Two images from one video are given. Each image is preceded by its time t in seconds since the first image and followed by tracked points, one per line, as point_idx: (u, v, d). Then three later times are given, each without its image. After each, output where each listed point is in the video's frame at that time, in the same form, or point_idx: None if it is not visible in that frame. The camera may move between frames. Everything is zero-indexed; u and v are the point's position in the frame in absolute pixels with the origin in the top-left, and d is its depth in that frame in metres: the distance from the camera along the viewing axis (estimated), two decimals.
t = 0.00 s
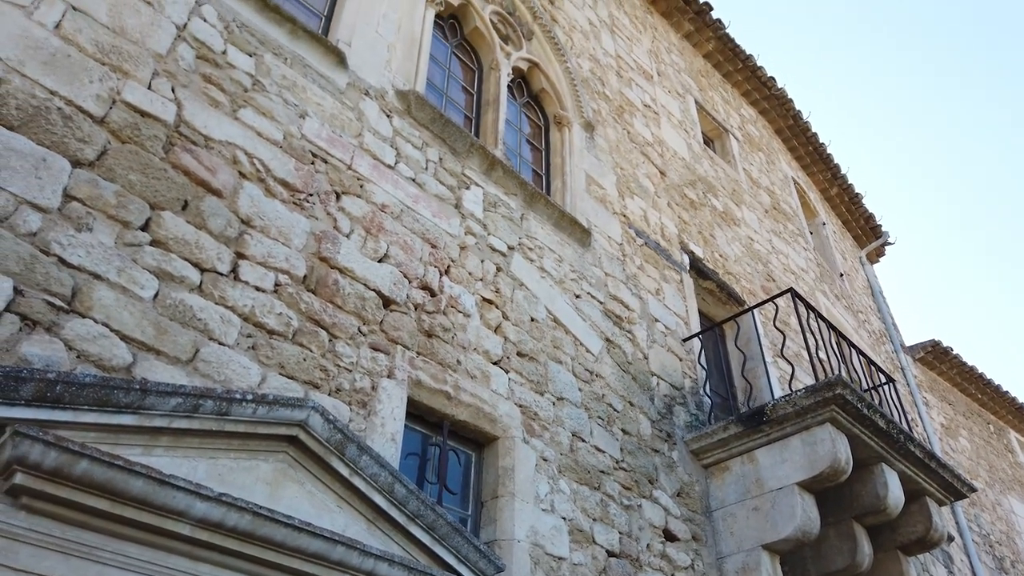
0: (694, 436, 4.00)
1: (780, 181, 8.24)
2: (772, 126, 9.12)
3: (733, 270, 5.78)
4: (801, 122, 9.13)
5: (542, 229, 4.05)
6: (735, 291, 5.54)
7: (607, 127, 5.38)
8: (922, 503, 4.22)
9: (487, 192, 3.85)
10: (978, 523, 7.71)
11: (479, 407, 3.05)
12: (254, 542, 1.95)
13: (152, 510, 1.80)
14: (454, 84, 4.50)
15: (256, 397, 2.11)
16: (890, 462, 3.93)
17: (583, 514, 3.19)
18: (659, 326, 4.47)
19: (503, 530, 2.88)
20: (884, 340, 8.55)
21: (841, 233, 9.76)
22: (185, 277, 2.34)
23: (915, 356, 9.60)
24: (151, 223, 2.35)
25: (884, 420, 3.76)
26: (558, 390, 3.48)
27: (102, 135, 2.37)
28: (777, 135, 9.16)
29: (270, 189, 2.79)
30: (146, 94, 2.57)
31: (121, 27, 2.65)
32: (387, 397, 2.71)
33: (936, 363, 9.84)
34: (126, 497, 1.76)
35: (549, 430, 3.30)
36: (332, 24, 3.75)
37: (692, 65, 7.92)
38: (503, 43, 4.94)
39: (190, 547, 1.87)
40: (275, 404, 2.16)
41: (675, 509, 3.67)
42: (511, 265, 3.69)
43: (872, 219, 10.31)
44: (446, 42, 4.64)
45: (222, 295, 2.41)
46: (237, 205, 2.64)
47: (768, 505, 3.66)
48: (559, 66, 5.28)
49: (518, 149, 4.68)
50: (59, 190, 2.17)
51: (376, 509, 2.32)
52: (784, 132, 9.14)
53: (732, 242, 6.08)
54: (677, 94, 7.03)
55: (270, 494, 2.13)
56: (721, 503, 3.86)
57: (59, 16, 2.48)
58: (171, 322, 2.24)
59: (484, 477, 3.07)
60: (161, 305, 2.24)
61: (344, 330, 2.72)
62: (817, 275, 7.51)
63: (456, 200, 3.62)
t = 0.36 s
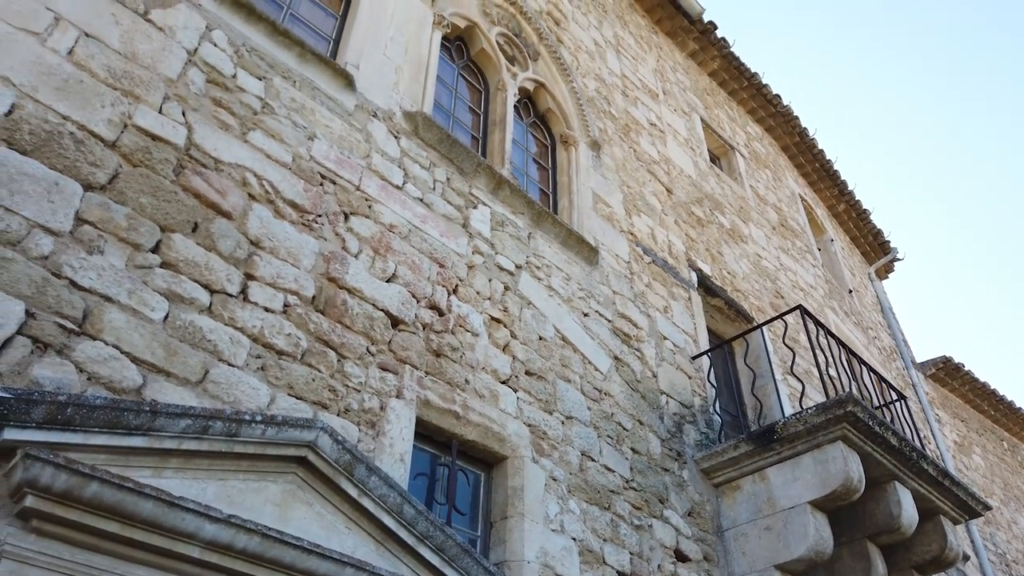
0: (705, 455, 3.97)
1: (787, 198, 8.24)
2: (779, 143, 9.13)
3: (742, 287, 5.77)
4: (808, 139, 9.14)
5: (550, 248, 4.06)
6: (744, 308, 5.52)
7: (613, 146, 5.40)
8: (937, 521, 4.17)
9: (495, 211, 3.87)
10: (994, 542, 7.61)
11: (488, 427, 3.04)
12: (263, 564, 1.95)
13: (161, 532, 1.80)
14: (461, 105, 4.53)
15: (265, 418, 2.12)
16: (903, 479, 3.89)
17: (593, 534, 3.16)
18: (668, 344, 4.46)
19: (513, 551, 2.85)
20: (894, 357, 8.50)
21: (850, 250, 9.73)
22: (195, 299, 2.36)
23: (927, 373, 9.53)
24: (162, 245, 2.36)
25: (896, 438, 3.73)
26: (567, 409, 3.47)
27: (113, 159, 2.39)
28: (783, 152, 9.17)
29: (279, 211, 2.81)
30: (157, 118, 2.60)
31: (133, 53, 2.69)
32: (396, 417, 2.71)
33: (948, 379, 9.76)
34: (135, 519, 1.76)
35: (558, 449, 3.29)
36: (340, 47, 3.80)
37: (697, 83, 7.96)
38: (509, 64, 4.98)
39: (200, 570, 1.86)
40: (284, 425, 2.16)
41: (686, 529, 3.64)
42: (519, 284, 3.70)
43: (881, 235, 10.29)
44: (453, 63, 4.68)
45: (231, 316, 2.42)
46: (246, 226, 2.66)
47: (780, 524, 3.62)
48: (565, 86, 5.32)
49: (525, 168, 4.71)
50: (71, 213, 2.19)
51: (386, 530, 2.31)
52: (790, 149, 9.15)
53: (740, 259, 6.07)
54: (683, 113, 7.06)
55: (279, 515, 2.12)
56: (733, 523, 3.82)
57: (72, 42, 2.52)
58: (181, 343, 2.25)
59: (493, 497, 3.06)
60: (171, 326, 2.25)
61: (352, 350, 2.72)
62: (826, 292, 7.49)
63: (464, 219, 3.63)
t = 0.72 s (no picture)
0: (716, 475, 3.93)
1: (795, 215, 8.23)
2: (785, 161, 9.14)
3: (751, 305, 5.75)
4: (814, 157, 9.15)
5: (558, 268, 4.07)
6: (753, 326, 5.50)
7: (620, 166, 5.42)
8: (952, 542, 4.11)
9: (502, 231, 3.88)
10: (1012, 562, 7.49)
11: (498, 448, 3.03)
12: None
13: (170, 556, 1.79)
14: (468, 126, 4.57)
15: (274, 440, 2.11)
16: (918, 499, 3.84)
17: (604, 556, 3.14)
18: (677, 363, 4.44)
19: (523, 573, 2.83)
20: (906, 374, 8.43)
21: (859, 267, 9.70)
22: (205, 321, 2.37)
23: (939, 390, 9.44)
24: (172, 269, 2.38)
25: (909, 457, 3.70)
26: (576, 429, 3.45)
27: (125, 184, 2.42)
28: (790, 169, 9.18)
29: (288, 233, 2.83)
30: (168, 143, 2.63)
31: (145, 79, 2.73)
32: (405, 439, 2.70)
33: (961, 397, 9.67)
34: (145, 543, 1.75)
35: (568, 470, 3.27)
36: (348, 71, 3.84)
37: (703, 102, 8.00)
38: (516, 86, 5.02)
39: None
40: (293, 447, 2.15)
41: (698, 550, 3.60)
42: (527, 304, 3.70)
43: (890, 252, 10.25)
44: (460, 86, 4.73)
45: (241, 338, 2.43)
46: (256, 249, 2.68)
47: (794, 545, 3.58)
48: (571, 106, 5.36)
49: (532, 188, 4.73)
50: (83, 238, 2.21)
51: (395, 553, 2.30)
52: (797, 167, 9.16)
53: (749, 277, 6.06)
54: (689, 132, 7.09)
55: (288, 538, 2.11)
56: (746, 544, 3.78)
57: (85, 69, 2.56)
58: (191, 366, 2.26)
59: (503, 519, 3.04)
60: (181, 349, 2.26)
61: (361, 371, 2.73)
62: (836, 309, 7.45)
63: (471, 240, 3.64)
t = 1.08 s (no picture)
0: (728, 497, 3.89)
1: (804, 235, 8.22)
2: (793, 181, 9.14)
3: (761, 325, 5.73)
4: (822, 177, 9.16)
5: (566, 289, 4.07)
6: (764, 346, 5.47)
7: (627, 187, 5.44)
8: (971, 564, 4.04)
9: (510, 253, 3.89)
10: None
11: (508, 471, 3.01)
12: None
13: None
14: (476, 150, 4.60)
15: (284, 465, 2.11)
16: (934, 521, 3.79)
17: None
18: (687, 384, 4.42)
19: None
20: (919, 394, 8.36)
21: (869, 286, 9.66)
22: (215, 347, 2.38)
23: (954, 410, 9.35)
24: (183, 294, 2.40)
25: (924, 478, 3.65)
26: (586, 452, 3.43)
27: (137, 211, 2.45)
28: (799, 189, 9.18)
29: (298, 258, 2.84)
30: (179, 170, 2.67)
31: (157, 107, 2.77)
32: (414, 463, 2.69)
33: (976, 417, 9.57)
34: (155, 569, 1.74)
35: (579, 493, 3.25)
36: (356, 97, 3.89)
37: (709, 123, 8.03)
38: (523, 109, 5.06)
39: None
40: (303, 472, 2.15)
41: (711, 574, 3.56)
42: (536, 326, 3.70)
43: (900, 270, 10.21)
44: (467, 110, 4.77)
45: (251, 363, 2.44)
46: (266, 274, 2.70)
47: (809, 568, 3.53)
48: (578, 129, 5.39)
49: (540, 211, 4.74)
50: (95, 265, 2.23)
51: None
52: (805, 187, 9.17)
53: (758, 297, 6.04)
54: (696, 153, 7.11)
55: (298, 565, 2.09)
56: (760, 567, 3.73)
57: (98, 99, 2.60)
58: (201, 391, 2.26)
59: (514, 543, 3.01)
60: (191, 375, 2.27)
61: (370, 395, 2.73)
62: (846, 329, 7.41)
63: (480, 262, 3.65)
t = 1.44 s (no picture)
0: (741, 521, 3.85)
1: (812, 255, 8.20)
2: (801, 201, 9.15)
3: (771, 346, 5.70)
4: (829, 197, 9.16)
5: (574, 312, 4.07)
6: (774, 367, 5.45)
7: (634, 209, 5.46)
8: None
9: (518, 276, 3.90)
10: None
11: (517, 496, 2.99)
12: None
13: None
14: (483, 174, 4.64)
15: (293, 491, 2.10)
16: (950, 544, 3.74)
17: None
18: (697, 406, 4.39)
19: None
20: (932, 414, 8.28)
21: (879, 305, 9.61)
22: (224, 373, 2.38)
23: (968, 430, 9.25)
24: (193, 321, 2.41)
25: (939, 500, 3.61)
26: (596, 475, 3.41)
27: (147, 239, 2.47)
28: (806, 209, 9.18)
29: (307, 283, 2.86)
30: (190, 198, 2.69)
31: (168, 137, 2.80)
32: (423, 488, 2.68)
33: (990, 437, 9.46)
34: None
35: (589, 517, 3.22)
36: (365, 124, 3.94)
37: (715, 145, 8.07)
38: (529, 133, 5.10)
39: None
40: (312, 498, 2.13)
41: None
42: (545, 348, 3.69)
43: (911, 289, 10.16)
44: (474, 134, 4.81)
45: (260, 389, 2.44)
46: (275, 299, 2.71)
47: None
48: (584, 152, 5.42)
49: (548, 233, 4.76)
50: (106, 293, 2.25)
51: None
52: (812, 207, 9.17)
53: (768, 318, 6.02)
54: (703, 174, 7.13)
55: None
56: None
57: (110, 129, 2.64)
58: (210, 417, 2.26)
59: (524, 569, 2.98)
60: (201, 401, 2.27)
61: (379, 420, 2.72)
62: (857, 349, 7.36)
63: (488, 286, 3.66)
